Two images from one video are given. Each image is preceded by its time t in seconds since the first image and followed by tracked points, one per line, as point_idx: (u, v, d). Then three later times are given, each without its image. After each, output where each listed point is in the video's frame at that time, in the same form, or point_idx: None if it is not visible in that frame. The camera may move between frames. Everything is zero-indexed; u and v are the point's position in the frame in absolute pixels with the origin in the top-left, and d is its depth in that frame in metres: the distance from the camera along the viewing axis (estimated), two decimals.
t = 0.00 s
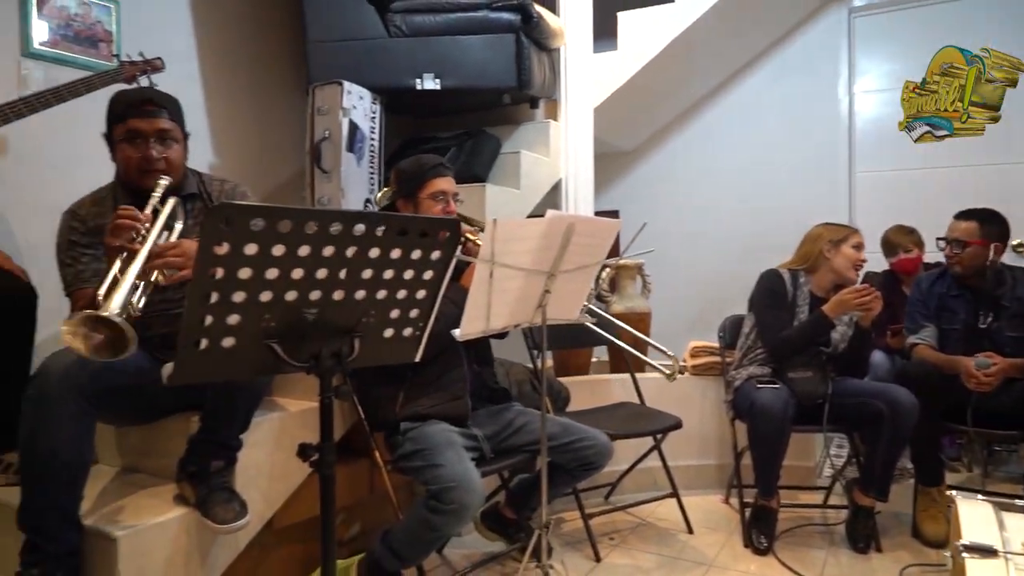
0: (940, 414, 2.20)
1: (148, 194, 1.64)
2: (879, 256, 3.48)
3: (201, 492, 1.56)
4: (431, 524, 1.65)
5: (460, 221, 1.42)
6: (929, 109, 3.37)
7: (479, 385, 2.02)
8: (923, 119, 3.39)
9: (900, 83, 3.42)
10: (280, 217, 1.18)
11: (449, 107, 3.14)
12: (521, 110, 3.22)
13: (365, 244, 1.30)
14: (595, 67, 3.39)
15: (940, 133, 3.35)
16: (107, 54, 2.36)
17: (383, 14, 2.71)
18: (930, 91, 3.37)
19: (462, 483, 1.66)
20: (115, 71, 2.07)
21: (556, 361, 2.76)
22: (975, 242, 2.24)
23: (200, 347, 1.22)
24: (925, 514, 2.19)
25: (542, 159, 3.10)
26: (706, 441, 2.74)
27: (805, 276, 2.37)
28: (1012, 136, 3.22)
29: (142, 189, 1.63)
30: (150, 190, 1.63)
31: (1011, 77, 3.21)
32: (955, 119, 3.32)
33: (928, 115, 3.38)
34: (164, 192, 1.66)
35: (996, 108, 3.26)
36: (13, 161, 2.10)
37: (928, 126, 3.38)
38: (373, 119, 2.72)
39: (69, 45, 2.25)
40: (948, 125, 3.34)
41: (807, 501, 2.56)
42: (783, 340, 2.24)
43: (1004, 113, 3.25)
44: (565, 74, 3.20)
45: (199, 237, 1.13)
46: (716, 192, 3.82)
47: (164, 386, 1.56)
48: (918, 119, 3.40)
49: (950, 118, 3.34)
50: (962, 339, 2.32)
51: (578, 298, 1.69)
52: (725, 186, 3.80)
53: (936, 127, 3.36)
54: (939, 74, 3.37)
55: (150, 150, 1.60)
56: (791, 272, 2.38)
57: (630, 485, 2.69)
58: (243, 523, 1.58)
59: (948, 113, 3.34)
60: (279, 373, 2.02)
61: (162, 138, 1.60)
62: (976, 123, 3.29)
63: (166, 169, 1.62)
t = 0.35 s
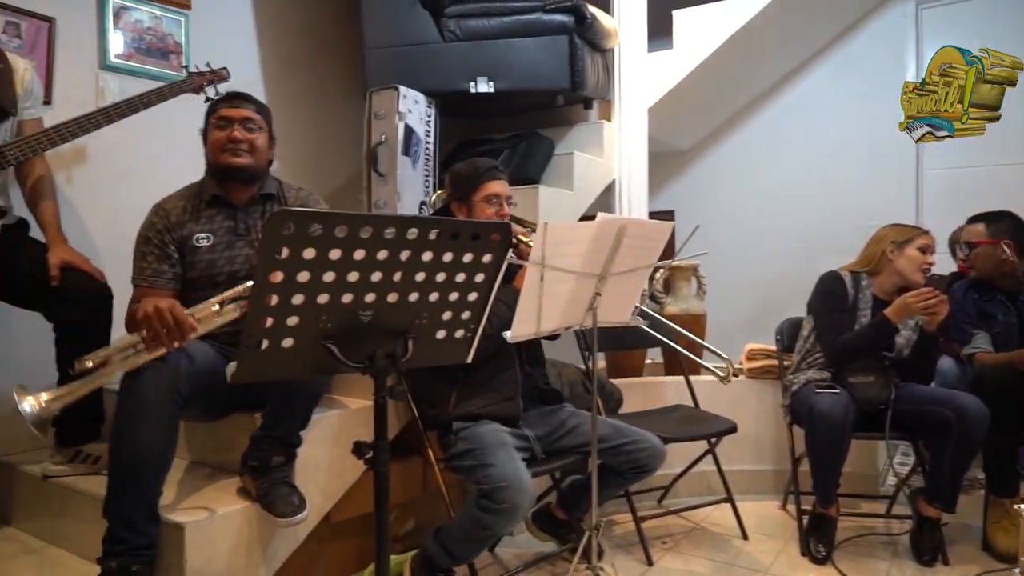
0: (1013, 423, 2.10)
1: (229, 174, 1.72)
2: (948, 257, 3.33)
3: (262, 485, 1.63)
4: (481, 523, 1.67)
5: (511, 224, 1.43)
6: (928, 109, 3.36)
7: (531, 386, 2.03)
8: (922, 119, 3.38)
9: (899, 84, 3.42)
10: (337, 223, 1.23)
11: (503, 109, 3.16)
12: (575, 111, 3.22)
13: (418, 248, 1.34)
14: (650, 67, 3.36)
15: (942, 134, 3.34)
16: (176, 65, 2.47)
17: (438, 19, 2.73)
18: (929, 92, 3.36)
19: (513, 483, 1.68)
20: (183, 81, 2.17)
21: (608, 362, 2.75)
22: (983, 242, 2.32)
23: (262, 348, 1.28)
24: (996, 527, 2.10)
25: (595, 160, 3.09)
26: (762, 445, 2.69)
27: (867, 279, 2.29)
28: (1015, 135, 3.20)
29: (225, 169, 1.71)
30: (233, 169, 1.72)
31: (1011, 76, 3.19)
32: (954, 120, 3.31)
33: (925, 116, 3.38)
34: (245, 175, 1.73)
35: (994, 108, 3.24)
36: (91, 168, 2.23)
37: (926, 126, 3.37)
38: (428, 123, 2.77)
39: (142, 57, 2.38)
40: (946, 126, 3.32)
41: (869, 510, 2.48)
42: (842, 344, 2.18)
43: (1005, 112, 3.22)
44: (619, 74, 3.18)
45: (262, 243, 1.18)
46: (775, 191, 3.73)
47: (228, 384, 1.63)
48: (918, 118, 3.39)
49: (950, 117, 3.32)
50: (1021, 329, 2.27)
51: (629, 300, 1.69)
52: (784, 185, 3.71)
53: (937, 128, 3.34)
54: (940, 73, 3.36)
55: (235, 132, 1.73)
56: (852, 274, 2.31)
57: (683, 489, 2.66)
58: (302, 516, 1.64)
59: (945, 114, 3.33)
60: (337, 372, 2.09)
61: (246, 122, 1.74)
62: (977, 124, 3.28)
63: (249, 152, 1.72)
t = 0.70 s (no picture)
0: None
1: (269, 176, 1.84)
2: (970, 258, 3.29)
3: (282, 482, 1.65)
4: (497, 521, 1.68)
5: (528, 224, 1.44)
6: (926, 110, 3.37)
7: (547, 386, 2.04)
8: (920, 120, 3.39)
9: (899, 84, 3.43)
10: (357, 223, 1.24)
11: (520, 109, 3.17)
12: (593, 111, 3.23)
13: (436, 248, 1.35)
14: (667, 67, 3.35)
15: (941, 134, 3.33)
16: (198, 66, 2.50)
17: (456, 20, 2.75)
18: (926, 92, 3.37)
19: (529, 481, 1.69)
20: (205, 82, 2.20)
21: (625, 362, 2.75)
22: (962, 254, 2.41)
23: (282, 346, 1.30)
24: (1017, 531, 2.07)
25: (612, 160, 3.09)
26: (780, 446, 2.67)
27: (886, 279, 2.28)
28: (1016, 135, 3.17)
29: (266, 171, 1.83)
30: (274, 172, 1.84)
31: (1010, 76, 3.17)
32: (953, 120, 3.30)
33: (922, 117, 3.38)
34: (284, 179, 1.85)
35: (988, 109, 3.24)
36: (115, 168, 2.27)
37: (924, 127, 3.37)
38: (445, 123, 2.78)
39: (165, 59, 2.41)
40: (944, 127, 3.32)
41: (888, 513, 2.46)
42: (861, 345, 2.17)
43: (1004, 112, 3.21)
44: (637, 73, 3.18)
45: (284, 243, 1.19)
46: (793, 191, 3.71)
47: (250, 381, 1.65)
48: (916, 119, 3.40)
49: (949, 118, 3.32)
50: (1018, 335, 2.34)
51: (646, 301, 1.69)
52: (803, 185, 3.69)
53: (937, 128, 3.34)
54: (936, 73, 3.36)
55: (275, 137, 1.84)
56: (871, 274, 2.30)
57: (700, 489, 2.66)
58: (321, 512, 1.66)
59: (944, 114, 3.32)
60: (356, 370, 2.11)
61: (285, 128, 1.84)
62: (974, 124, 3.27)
63: (288, 155, 1.84)
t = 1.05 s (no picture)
0: None
1: (348, 181, 1.91)
2: None
3: (335, 477, 1.69)
4: (544, 521, 1.69)
5: (574, 225, 1.45)
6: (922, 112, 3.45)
7: (594, 387, 2.04)
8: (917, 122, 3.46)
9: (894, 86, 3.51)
10: (405, 226, 1.27)
11: (568, 110, 3.17)
12: (641, 111, 3.21)
13: (483, 250, 1.37)
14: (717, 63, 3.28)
15: (947, 134, 3.39)
16: (254, 73, 2.58)
17: (502, 22, 2.76)
18: (919, 95, 3.46)
19: (576, 481, 1.69)
20: (261, 88, 2.26)
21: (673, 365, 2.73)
22: None
23: (334, 345, 1.33)
24: None
25: (661, 159, 3.06)
26: (835, 452, 2.61)
27: (947, 281, 2.20)
28: None
29: (347, 177, 1.90)
30: (351, 177, 1.91)
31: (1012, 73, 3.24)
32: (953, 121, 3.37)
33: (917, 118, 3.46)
34: (361, 184, 1.92)
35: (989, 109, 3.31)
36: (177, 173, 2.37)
37: (924, 129, 3.44)
38: (493, 125, 2.81)
39: (223, 68, 2.50)
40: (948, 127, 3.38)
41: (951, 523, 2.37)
42: (920, 349, 2.10)
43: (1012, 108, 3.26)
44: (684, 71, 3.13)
45: (335, 246, 1.22)
46: (850, 189, 3.62)
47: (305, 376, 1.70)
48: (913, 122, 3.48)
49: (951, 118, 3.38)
50: None
51: (694, 302, 1.68)
52: (860, 183, 3.59)
53: (942, 128, 3.40)
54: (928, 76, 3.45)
55: (358, 145, 1.92)
56: (931, 277, 2.22)
57: (751, 494, 2.61)
58: (372, 508, 1.70)
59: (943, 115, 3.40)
60: (406, 369, 2.15)
61: (369, 137, 1.93)
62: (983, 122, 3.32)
63: (369, 163, 1.91)
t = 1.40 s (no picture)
0: None
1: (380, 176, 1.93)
2: None
3: (376, 474, 1.73)
4: (584, 521, 1.70)
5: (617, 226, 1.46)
6: (921, 114, 3.46)
7: (634, 388, 2.04)
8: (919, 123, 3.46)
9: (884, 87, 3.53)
10: (448, 227, 1.29)
11: (608, 109, 3.16)
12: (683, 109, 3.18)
13: (525, 250, 1.38)
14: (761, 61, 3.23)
15: (963, 131, 3.34)
16: (301, 78, 2.64)
17: (545, 23, 2.77)
18: (914, 98, 3.48)
19: (616, 482, 1.70)
20: (307, 93, 2.32)
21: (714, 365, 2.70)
22: None
23: (380, 344, 1.36)
24: None
25: (703, 158, 3.03)
26: (881, 457, 2.55)
27: (999, 283, 2.15)
28: None
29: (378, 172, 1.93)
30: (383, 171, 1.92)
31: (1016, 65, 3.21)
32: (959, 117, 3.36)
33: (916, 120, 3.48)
34: (391, 178, 1.93)
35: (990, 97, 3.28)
36: (227, 175, 2.44)
37: (926, 129, 3.44)
38: (534, 126, 2.82)
39: (271, 72, 2.57)
40: (956, 123, 3.36)
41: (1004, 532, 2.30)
42: (970, 353, 2.06)
43: None
44: (728, 69, 3.09)
45: (381, 247, 1.25)
46: (898, 187, 3.52)
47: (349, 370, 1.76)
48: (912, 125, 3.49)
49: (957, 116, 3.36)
50: None
51: (737, 303, 1.66)
52: (908, 181, 3.49)
53: (951, 126, 3.38)
54: (925, 78, 3.47)
55: (390, 141, 1.95)
56: (982, 278, 2.18)
57: (794, 498, 2.58)
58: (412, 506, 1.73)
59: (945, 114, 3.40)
60: (447, 368, 2.19)
61: (401, 134, 1.96)
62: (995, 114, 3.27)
63: (398, 158, 1.94)
